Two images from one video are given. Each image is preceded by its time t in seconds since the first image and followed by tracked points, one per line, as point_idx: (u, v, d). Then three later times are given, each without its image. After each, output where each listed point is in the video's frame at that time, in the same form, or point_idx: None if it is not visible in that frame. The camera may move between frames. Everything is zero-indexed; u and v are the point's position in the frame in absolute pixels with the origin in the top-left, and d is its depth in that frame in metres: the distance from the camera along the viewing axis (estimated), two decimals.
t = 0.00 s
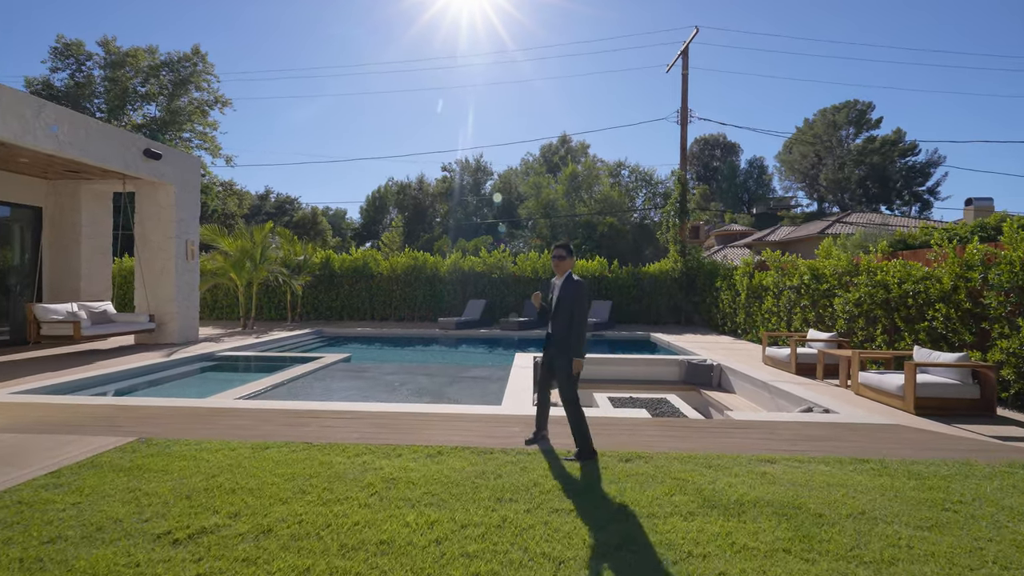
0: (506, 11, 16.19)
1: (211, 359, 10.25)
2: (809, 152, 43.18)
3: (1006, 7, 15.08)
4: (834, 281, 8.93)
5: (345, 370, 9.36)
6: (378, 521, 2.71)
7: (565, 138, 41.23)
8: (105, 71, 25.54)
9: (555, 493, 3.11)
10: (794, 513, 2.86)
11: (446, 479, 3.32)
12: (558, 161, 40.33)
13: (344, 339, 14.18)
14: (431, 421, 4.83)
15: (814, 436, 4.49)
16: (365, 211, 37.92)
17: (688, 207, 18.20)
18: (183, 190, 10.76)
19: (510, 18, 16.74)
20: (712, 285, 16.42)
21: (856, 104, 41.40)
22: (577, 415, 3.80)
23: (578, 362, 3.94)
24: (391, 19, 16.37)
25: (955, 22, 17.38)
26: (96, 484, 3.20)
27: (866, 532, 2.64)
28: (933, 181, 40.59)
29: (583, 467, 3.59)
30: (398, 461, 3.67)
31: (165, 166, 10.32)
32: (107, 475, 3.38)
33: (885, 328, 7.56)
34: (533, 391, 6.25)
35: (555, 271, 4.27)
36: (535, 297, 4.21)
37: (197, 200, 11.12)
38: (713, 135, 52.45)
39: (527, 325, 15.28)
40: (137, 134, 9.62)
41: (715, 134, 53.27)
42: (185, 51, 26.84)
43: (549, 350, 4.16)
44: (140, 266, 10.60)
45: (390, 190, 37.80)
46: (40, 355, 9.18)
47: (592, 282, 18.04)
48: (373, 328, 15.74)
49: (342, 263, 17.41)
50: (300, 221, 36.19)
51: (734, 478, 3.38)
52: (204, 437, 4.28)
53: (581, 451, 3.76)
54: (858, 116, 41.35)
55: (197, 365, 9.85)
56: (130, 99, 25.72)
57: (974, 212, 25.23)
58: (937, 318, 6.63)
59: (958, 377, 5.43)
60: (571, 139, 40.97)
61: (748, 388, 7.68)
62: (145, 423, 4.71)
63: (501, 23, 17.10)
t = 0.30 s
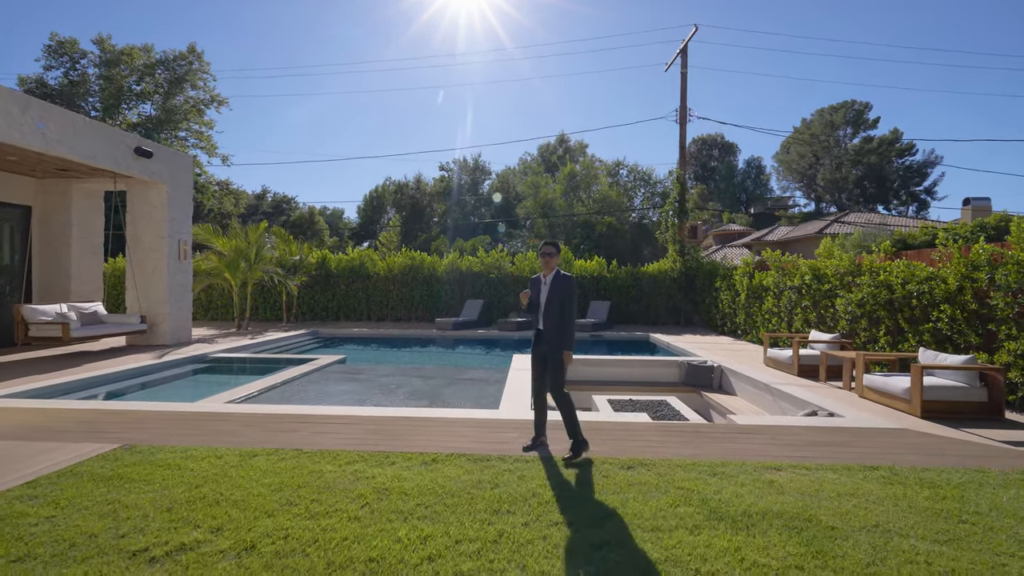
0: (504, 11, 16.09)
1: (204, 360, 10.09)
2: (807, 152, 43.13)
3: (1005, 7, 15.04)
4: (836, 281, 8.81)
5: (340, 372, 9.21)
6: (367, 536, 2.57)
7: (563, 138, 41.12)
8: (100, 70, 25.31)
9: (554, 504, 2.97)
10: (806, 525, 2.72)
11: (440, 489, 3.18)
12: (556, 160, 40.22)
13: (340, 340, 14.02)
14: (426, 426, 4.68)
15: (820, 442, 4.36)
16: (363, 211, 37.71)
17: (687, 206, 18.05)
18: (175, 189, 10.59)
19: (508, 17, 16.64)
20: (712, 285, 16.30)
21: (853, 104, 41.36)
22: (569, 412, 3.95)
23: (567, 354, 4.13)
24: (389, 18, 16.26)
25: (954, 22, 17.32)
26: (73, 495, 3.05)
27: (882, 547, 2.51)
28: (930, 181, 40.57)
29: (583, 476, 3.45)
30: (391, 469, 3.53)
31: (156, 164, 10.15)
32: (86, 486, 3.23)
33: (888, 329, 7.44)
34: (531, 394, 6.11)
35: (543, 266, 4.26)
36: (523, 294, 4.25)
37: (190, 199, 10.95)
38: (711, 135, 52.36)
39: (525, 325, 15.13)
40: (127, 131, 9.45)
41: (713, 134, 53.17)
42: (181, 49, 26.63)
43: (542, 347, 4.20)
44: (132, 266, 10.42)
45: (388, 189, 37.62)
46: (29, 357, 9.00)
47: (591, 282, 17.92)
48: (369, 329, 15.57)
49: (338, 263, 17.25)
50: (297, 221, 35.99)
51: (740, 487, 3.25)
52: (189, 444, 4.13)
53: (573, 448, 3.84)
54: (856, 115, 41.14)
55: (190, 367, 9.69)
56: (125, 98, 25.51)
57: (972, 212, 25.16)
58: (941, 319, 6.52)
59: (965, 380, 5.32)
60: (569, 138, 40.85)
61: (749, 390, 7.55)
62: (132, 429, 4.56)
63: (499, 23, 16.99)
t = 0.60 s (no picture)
0: (503, 10, 15.98)
1: (198, 361, 9.95)
2: (806, 151, 43.00)
3: (1005, 6, 14.95)
4: (839, 281, 8.70)
5: (336, 373, 9.08)
6: (356, 548, 2.44)
7: (562, 138, 41.02)
8: (97, 68, 25.13)
9: (555, 514, 2.84)
10: (816, 536, 2.60)
11: (435, 496, 3.06)
12: (555, 160, 40.12)
13: (337, 340, 13.88)
14: (421, 430, 4.56)
15: (827, 446, 4.24)
16: (361, 211, 37.54)
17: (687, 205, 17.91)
18: (169, 188, 10.46)
19: (507, 16, 16.54)
20: (712, 285, 16.19)
21: (852, 104, 41.28)
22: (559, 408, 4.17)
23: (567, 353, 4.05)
24: (388, 18, 16.17)
25: (955, 21, 17.22)
26: (52, 504, 2.93)
27: (897, 560, 2.39)
28: (930, 181, 40.50)
29: (583, 482, 3.33)
30: (384, 476, 3.40)
31: (150, 163, 10.02)
32: (67, 494, 3.11)
33: (892, 329, 7.33)
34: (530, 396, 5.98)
35: (540, 266, 4.14)
36: (519, 296, 4.10)
37: (185, 198, 10.83)
38: (710, 134, 52.25)
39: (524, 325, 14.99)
40: (120, 129, 9.32)
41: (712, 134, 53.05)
42: (178, 48, 26.47)
43: (540, 347, 4.08)
44: (125, 266, 10.30)
45: (386, 189, 37.46)
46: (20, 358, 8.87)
47: (591, 282, 17.79)
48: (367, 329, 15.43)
49: (336, 263, 17.12)
50: (295, 220, 35.82)
51: (746, 495, 3.13)
52: (177, 449, 4.01)
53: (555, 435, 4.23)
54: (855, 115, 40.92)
55: (183, 368, 9.56)
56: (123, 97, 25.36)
57: (972, 212, 25.07)
58: (947, 319, 6.40)
59: (973, 382, 5.20)
60: (569, 138, 40.76)
61: (751, 392, 7.43)
62: (118, 433, 4.43)
63: (498, 22, 16.88)
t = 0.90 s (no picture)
0: (505, 9, 15.89)
1: (198, 362, 9.87)
2: (811, 151, 42.65)
3: (1012, 4, 14.80)
4: (847, 281, 8.54)
5: (336, 374, 8.98)
6: (348, 560, 2.33)
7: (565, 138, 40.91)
8: (101, 70, 25.14)
9: (557, 523, 2.72)
10: (832, 548, 2.47)
11: (432, 504, 2.94)
12: (557, 160, 40.02)
13: (339, 341, 13.81)
14: (420, 433, 4.44)
15: (839, 450, 4.10)
16: (364, 211, 37.48)
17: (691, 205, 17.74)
18: (169, 188, 10.40)
19: (510, 16, 16.44)
20: (717, 285, 16.04)
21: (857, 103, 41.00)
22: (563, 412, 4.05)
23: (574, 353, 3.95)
24: (390, 18, 16.13)
25: (962, 18, 17.02)
26: (37, 511, 2.84)
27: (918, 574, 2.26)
28: (936, 180, 40.18)
29: (586, 488, 3.21)
30: (380, 481, 3.29)
31: (150, 163, 9.96)
32: (54, 500, 3.01)
33: (903, 329, 7.17)
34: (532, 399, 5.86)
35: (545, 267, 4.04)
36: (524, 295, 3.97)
37: (186, 198, 10.77)
38: (714, 134, 51.97)
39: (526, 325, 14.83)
40: (120, 129, 9.25)
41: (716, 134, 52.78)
42: (182, 50, 26.47)
43: (547, 346, 3.97)
44: (126, 266, 10.24)
45: (389, 189, 37.39)
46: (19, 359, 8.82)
47: (594, 282, 17.65)
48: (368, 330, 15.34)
49: (338, 263, 17.04)
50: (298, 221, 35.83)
51: (757, 502, 3.00)
52: (169, 452, 3.90)
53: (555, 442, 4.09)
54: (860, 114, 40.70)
55: (183, 369, 9.49)
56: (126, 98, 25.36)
57: (979, 211, 24.84)
58: (960, 319, 6.24)
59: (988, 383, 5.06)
60: (571, 138, 40.67)
61: (758, 394, 7.28)
62: (111, 436, 4.33)
63: (501, 21, 16.79)
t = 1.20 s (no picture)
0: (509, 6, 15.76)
1: (197, 362, 9.80)
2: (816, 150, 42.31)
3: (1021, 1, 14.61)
4: (854, 281, 8.40)
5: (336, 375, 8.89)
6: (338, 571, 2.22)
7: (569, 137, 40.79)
8: (105, 70, 25.13)
9: (557, 532, 2.61)
10: (846, 561, 2.35)
11: (428, 511, 2.84)
12: (560, 159, 39.90)
13: (339, 341, 13.74)
14: (418, 435, 4.34)
15: (848, 455, 3.98)
16: (367, 211, 37.41)
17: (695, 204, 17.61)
18: (169, 187, 10.33)
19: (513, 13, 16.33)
20: (720, 285, 15.90)
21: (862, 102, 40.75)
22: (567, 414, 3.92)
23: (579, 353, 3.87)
24: (392, 17, 16.07)
25: (969, 15, 16.85)
26: (20, 517, 2.75)
27: None
28: (941, 179, 39.91)
29: (588, 495, 3.10)
30: (375, 486, 3.18)
31: (150, 161, 9.90)
32: (39, 505, 2.92)
33: (911, 330, 7.03)
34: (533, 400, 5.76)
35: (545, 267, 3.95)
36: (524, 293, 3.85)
37: (186, 197, 10.72)
38: (718, 134, 51.70)
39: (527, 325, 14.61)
40: (119, 127, 9.19)
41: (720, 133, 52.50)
42: (185, 49, 26.47)
43: (551, 345, 3.87)
44: (126, 265, 10.18)
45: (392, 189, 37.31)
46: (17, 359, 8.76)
47: (597, 282, 17.52)
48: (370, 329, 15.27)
49: (339, 263, 16.96)
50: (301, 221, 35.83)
51: (764, 511, 2.88)
52: (160, 455, 3.81)
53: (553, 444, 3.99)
54: (865, 113, 40.39)
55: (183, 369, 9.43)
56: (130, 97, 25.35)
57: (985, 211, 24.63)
58: (971, 320, 6.10)
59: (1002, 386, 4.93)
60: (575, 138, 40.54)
61: (764, 396, 7.14)
62: (103, 438, 4.24)
63: (504, 19, 16.68)
